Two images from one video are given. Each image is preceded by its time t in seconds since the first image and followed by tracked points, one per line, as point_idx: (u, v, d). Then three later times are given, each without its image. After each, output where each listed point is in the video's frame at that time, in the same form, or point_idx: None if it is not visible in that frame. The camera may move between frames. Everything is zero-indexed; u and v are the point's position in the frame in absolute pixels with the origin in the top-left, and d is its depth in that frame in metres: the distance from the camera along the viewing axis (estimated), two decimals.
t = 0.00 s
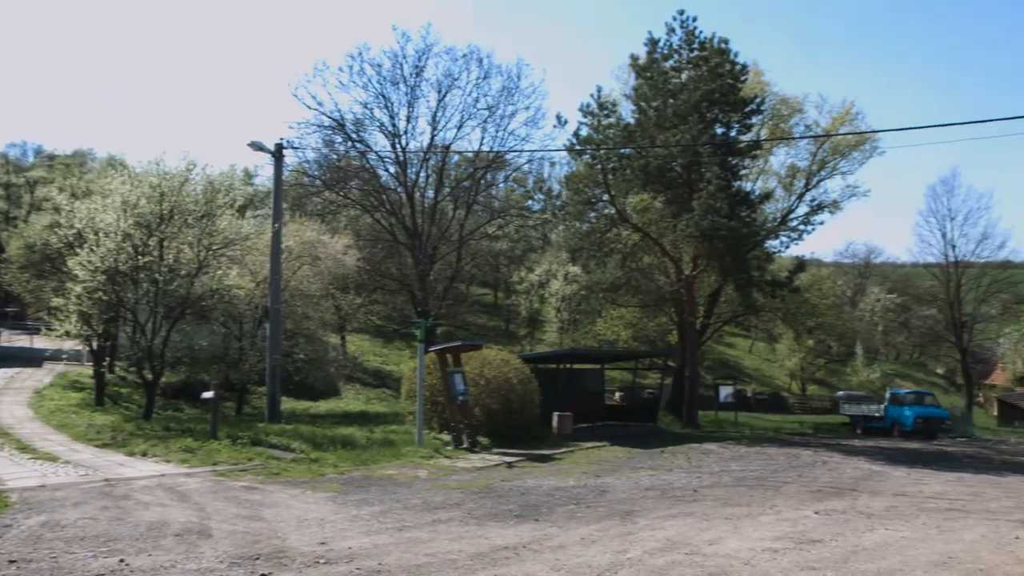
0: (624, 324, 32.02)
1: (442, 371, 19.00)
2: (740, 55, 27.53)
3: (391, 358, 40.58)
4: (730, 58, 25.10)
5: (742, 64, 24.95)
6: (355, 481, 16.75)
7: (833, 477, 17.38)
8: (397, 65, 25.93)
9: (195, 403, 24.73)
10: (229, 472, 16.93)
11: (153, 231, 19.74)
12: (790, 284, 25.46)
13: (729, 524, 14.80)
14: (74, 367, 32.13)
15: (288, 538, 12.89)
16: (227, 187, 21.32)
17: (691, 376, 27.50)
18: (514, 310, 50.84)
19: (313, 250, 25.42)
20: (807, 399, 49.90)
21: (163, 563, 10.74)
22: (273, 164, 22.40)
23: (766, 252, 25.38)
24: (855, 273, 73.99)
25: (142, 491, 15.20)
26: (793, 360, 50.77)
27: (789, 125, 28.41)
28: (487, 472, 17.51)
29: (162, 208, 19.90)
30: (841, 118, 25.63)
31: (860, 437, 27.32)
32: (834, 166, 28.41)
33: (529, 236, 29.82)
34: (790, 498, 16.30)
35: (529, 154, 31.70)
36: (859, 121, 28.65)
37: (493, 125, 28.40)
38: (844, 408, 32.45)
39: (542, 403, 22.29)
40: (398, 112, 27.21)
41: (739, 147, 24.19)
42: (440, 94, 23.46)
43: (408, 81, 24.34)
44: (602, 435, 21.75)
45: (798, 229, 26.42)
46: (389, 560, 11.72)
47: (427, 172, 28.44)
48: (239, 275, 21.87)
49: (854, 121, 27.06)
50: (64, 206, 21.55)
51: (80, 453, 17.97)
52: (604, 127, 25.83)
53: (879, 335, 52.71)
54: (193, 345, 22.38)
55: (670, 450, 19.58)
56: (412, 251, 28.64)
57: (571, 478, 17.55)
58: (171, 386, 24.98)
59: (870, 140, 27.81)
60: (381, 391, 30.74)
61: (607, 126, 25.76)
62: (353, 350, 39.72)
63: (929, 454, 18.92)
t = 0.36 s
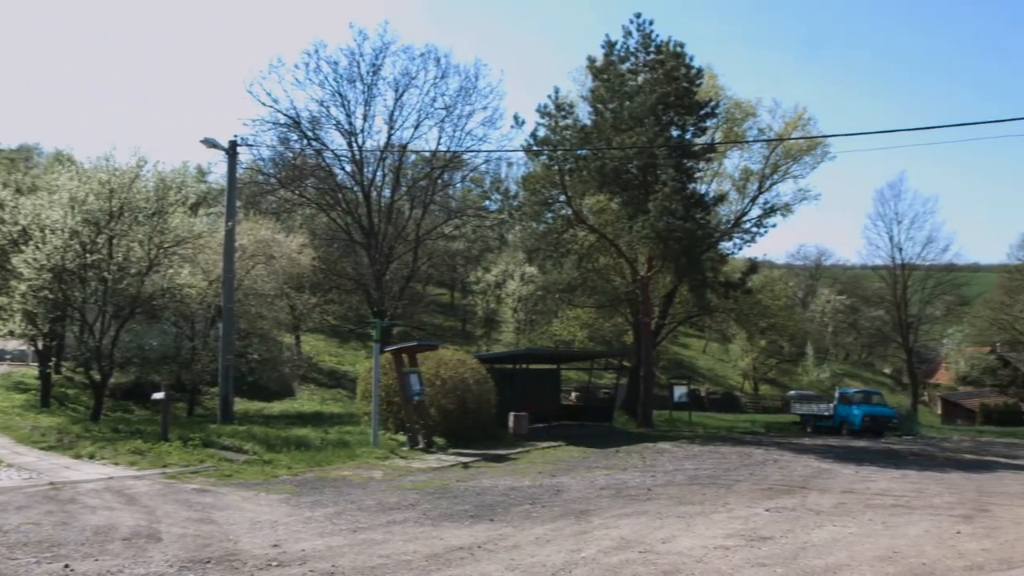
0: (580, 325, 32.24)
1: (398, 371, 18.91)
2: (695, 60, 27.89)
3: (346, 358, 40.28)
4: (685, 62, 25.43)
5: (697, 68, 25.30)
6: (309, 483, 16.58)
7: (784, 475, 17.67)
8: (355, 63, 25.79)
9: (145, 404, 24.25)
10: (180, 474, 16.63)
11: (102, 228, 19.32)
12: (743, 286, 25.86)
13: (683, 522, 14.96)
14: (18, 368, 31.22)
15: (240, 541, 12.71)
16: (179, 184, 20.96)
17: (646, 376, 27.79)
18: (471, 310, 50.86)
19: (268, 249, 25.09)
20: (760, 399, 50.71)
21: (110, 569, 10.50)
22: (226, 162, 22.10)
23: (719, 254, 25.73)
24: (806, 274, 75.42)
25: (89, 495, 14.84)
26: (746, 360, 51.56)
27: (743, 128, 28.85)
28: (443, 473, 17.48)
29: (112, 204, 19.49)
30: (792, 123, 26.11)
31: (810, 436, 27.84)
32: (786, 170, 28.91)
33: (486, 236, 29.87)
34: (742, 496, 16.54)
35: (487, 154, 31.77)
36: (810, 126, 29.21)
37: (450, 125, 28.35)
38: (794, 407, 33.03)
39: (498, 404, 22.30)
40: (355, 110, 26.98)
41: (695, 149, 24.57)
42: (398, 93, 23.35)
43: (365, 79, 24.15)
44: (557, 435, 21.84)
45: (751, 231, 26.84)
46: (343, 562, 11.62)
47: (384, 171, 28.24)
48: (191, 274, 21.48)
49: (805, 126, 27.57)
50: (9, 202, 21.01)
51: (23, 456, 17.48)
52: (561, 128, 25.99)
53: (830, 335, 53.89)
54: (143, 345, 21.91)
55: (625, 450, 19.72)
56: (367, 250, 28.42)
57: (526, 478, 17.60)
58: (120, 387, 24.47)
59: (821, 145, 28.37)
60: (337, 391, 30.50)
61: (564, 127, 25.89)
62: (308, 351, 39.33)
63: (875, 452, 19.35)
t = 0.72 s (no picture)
0: (538, 325, 32.39)
1: (355, 371, 18.78)
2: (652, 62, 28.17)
3: (302, 358, 39.87)
4: (643, 65, 25.68)
5: (656, 70, 25.57)
6: (264, 484, 16.37)
7: (739, 473, 17.90)
8: (313, 60, 25.60)
9: (95, 405, 23.72)
10: (131, 477, 16.30)
11: (51, 225, 18.88)
12: (699, 286, 26.16)
13: (639, 521, 15.09)
14: None
15: (192, 544, 12.50)
16: (132, 181, 20.58)
17: (604, 376, 28.03)
18: (429, 310, 50.76)
19: (223, 248, 24.57)
20: (715, 399, 51.37)
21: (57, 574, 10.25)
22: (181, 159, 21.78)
23: (676, 255, 26.02)
24: (761, 275, 76.68)
25: (36, 499, 14.46)
26: (702, 360, 52.23)
27: (700, 131, 29.21)
28: (400, 473, 17.40)
29: (61, 201, 19.03)
30: (748, 126, 26.50)
31: (764, 435, 28.29)
32: (742, 173, 29.34)
33: (445, 236, 29.58)
34: (697, 494, 16.72)
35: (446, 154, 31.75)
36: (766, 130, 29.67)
37: (409, 124, 28.21)
38: (749, 407, 33.49)
39: (455, 404, 22.25)
40: (313, 108, 26.72)
41: (652, 151, 24.77)
42: (356, 92, 23.19)
43: (323, 76, 23.93)
44: (514, 435, 21.86)
45: (708, 233, 27.17)
46: (298, 564, 11.50)
47: (342, 170, 28.02)
48: (144, 272, 21.03)
49: (761, 129, 27.99)
50: None
51: None
52: (519, 129, 26.09)
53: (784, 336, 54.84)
54: (94, 345, 21.44)
55: (582, 450, 19.82)
56: (325, 249, 28.17)
57: (484, 478, 17.59)
58: (69, 387, 23.94)
59: (776, 149, 28.84)
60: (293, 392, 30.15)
61: (524, 127, 25.97)
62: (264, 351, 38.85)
63: (827, 451, 19.72)
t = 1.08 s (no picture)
0: (490, 325, 32.46)
1: (304, 371, 18.57)
2: (604, 65, 28.43)
3: (250, 358, 39.29)
4: (595, 67, 25.94)
5: (607, 73, 25.83)
6: (210, 487, 16.08)
7: (687, 472, 18.13)
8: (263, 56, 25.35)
9: (35, 407, 23.04)
10: (71, 480, 15.86)
11: None
12: (649, 287, 26.45)
13: (589, 520, 15.19)
14: None
15: (134, 549, 12.22)
16: (73, 177, 20.33)
17: (554, 376, 28.22)
18: (380, 310, 50.51)
19: (168, 245, 23.68)
20: (665, 399, 52.01)
21: None
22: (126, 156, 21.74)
23: (626, 256, 26.26)
24: (710, 276, 78.06)
25: None
26: (652, 361, 52.81)
27: (651, 134, 29.53)
28: (350, 474, 17.26)
29: None
30: (697, 129, 26.90)
31: (712, 434, 28.72)
32: (691, 175, 29.74)
33: (396, 236, 29.55)
34: (646, 493, 16.89)
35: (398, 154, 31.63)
36: (715, 133, 30.14)
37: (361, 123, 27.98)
38: (697, 406, 33.96)
39: (406, 404, 22.12)
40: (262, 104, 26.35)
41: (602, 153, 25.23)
42: (307, 89, 22.94)
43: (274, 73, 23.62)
44: (465, 435, 21.87)
45: (658, 234, 27.48)
46: (244, 568, 11.34)
47: (292, 168, 27.75)
48: (86, 270, 20.64)
49: (710, 132, 28.43)
50: None
51: None
52: (471, 129, 26.07)
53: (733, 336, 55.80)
54: (33, 345, 20.98)
55: (533, 450, 19.87)
56: (274, 248, 27.78)
57: (434, 479, 17.54)
58: (7, 389, 23.25)
59: (724, 152, 29.32)
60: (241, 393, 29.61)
61: (476, 127, 25.97)
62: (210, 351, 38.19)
63: (772, 449, 20.09)
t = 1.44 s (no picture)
0: (455, 325, 32.42)
1: (267, 372, 18.40)
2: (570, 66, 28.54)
3: (212, 358, 38.78)
4: (561, 69, 26.14)
5: (573, 74, 26.02)
6: (170, 489, 15.84)
7: (650, 471, 18.26)
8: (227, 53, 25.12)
9: None
10: (26, 483, 15.49)
11: None
12: (614, 288, 26.58)
13: (553, 520, 15.24)
14: None
15: (91, 553, 11.99)
16: (30, 173, 20.13)
17: (519, 376, 28.32)
18: (344, 310, 50.25)
19: (130, 244, 23.52)
20: (629, 399, 52.38)
21: None
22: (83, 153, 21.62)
23: (591, 256, 26.38)
24: (674, 278, 78.92)
25: None
26: (616, 361, 53.12)
27: (616, 135, 29.71)
28: (313, 475, 17.14)
29: None
30: (661, 131, 27.13)
31: (675, 434, 29.00)
32: (656, 177, 29.98)
33: (361, 234, 29.62)
34: (610, 492, 16.98)
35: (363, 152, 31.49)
36: (679, 135, 30.40)
37: (325, 121, 27.77)
38: (661, 406, 34.24)
39: (371, 404, 22.02)
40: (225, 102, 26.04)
41: (567, 154, 25.43)
42: (272, 86, 22.68)
43: (237, 70, 23.34)
44: (430, 436, 21.83)
45: (622, 235, 27.67)
46: (205, 570, 11.19)
47: (256, 166, 27.45)
48: (42, 269, 20.49)
49: (674, 134, 28.70)
50: None
51: None
52: (437, 129, 25.99)
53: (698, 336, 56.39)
54: None
55: (498, 450, 19.89)
56: (237, 247, 27.40)
57: (398, 479, 17.48)
58: None
59: (688, 154, 29.61)
60: (203, 394, 29.23)
61: (442, 127, 25.92)
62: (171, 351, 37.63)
63: (734, 448, 20.32)
